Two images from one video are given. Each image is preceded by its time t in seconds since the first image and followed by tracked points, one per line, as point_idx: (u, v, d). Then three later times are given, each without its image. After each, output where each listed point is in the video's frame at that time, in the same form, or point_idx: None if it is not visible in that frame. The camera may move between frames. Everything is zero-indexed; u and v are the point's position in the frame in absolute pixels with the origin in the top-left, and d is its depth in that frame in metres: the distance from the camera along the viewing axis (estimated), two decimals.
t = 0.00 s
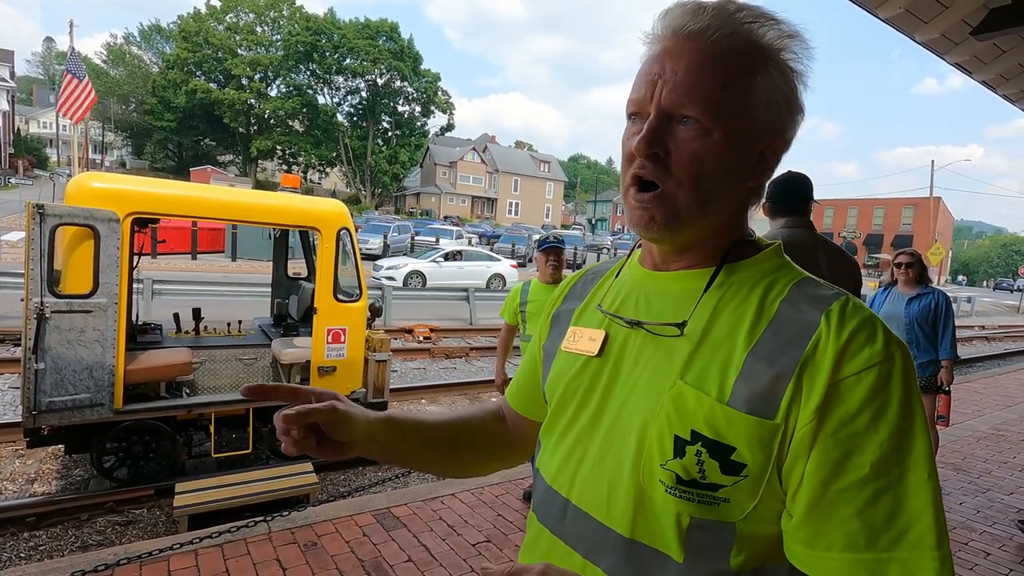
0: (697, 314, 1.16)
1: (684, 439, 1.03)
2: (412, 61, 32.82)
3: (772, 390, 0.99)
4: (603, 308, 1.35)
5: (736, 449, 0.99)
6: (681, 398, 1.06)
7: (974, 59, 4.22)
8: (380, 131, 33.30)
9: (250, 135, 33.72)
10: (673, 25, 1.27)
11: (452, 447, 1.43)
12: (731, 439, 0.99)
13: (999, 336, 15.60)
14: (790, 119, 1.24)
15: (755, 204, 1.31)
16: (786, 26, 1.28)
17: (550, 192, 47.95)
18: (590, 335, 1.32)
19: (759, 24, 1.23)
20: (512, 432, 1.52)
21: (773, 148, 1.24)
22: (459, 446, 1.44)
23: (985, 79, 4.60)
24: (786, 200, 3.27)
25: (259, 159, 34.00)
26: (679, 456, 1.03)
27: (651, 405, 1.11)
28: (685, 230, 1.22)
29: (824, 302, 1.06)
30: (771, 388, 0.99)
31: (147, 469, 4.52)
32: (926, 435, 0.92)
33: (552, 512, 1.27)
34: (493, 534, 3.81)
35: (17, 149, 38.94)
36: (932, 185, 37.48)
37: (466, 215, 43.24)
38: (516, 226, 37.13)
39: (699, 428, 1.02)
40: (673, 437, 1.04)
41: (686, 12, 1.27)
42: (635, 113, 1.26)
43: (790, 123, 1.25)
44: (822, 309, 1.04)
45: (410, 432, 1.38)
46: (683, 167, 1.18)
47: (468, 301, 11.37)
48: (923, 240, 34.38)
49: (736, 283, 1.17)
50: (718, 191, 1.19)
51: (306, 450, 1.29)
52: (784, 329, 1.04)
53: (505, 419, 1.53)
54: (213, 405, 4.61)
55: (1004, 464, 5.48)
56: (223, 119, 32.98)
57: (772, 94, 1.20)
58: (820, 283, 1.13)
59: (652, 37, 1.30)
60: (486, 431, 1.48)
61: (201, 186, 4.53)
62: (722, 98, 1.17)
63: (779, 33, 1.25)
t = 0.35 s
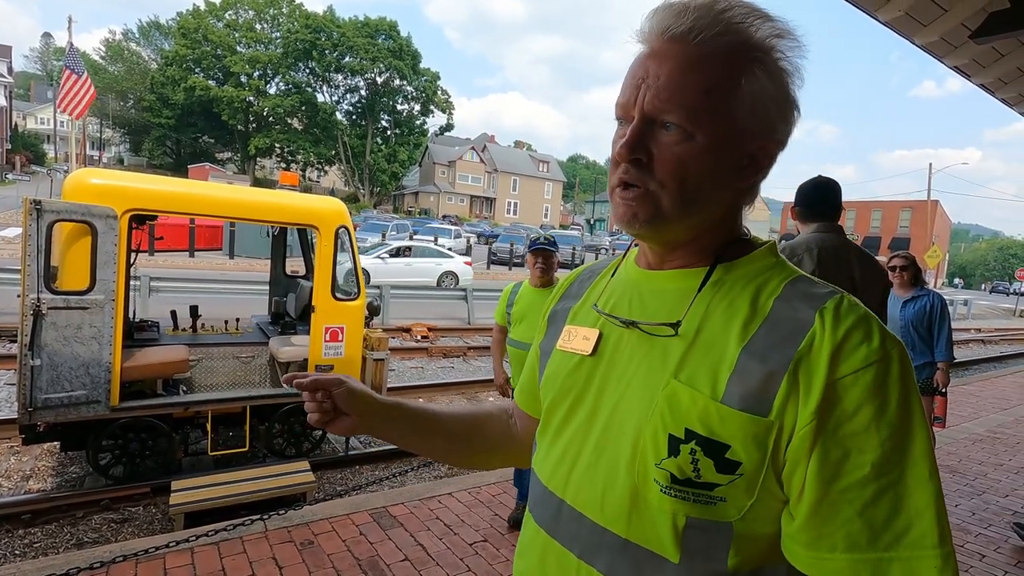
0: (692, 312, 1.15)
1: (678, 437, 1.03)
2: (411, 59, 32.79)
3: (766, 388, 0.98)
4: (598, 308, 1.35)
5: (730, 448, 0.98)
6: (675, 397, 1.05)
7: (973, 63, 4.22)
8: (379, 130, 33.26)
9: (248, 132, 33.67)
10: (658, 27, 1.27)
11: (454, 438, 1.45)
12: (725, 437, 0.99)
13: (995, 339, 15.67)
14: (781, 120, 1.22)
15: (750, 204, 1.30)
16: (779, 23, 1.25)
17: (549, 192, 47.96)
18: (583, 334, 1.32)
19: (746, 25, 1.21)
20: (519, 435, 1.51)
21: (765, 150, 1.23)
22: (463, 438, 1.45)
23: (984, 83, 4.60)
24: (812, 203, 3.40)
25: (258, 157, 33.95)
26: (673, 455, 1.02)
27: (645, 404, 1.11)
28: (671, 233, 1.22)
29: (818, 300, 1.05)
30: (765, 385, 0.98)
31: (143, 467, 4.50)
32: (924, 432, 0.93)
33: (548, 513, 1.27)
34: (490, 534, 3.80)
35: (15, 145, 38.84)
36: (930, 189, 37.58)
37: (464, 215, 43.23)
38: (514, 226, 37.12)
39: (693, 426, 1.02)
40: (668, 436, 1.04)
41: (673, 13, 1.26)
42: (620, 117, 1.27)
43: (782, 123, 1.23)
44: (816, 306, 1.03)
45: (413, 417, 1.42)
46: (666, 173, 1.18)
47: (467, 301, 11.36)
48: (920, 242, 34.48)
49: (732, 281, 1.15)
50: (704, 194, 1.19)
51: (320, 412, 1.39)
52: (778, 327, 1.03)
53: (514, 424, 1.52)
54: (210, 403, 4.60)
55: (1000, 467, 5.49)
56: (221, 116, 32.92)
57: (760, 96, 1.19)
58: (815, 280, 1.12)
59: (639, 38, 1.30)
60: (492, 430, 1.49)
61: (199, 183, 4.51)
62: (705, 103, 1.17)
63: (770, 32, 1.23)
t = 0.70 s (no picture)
0: (682, 306, 1.15)
1: (662, 431, 1.03)
2: (410, 56, 32.74)
3: (749, 382, 0.98)
4: (594, 302, 1.35)
5: (713, 441, 0.98)
6: (660, 391, 1.05)
7: (973, 60, 4.22)
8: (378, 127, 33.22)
9: (247, 130, 33.61)
10: (642, 24, 1.27)
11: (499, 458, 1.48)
12: (708, 431, 0.99)
13: (993, 336, 15.71)
14: (771, 111, 1.21)
15: (745, 196, 1.29)
16: (764, 15, 1.24)
17: (548, 189, 47.94)
18: (578, 327, 1.32)
19: (728, 19, 1.20)
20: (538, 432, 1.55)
21: (754, 143, 1.21)
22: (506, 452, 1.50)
23: (984, 80, 4.60)
24: (828, 204, 3.42)
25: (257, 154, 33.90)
26: (657, 448, 1.02)
27: (632, 397, 1.11)
28: (660, 228, 1.23)
29: (807, 294, 1.04)
30: (749, 379, 0.98)
31: (143, 465, 4.50)
32: (911, 429, 0.91)
33: (541, 505, 1.27)
34: (490, 531, 3.80)
35: (13, 143, 38.77)
36: (929, 186, 37.62)
37: (464, 212, 43.21)
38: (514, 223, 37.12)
39: (677, 420, 1.02)
40: (652, 429, 1.04)
41: (656, 9, 1.26)
42: (608, 115, 1.28)
43: (772, 115, 1.21)
44: (805, 300, 1.02)
45: (467, 461, 1.40)
46: (651, 170, 1.19)
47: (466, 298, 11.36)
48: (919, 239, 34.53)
49: (723, 276, 1.15)
50: (692, 190, 1.19)
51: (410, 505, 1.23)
52: (766, 321, 1.03)
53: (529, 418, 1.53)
54: (209, 400, 4.60)
55: (999, 464, 5.50)
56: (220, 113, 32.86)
57: (745, 89, 1.18)
58: (808, 274, 1.12)
59: (625, 35, 1.31)
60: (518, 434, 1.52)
61: (199, 181, 4.51)
62: (688, 99, 1.17)
63: (754, 25, 1.22)
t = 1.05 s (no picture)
0: (683, 310, 1.15)
1: (664, 435, 1.02)
2: (410, 56, 32.73)
3: (753, 389, 0.98)
4: (594, 303, 1.35)
5: (715, 447, 0.98)
6: (662, 395, 1.05)
7: (972, 64, 4.23)
8: (378, 127, 33.20)
9: (246, 128, 33.59)
10: (651, 21, 1.26)
11: (500, 460, 1.48)
12: (710, 436, 0.99)
13: (991, 341, 15.75)
14: (777, 115, 1.21)
15: (747, 199, 1.29)
16: (774, 17, 1.25)
17: (547, 190, 47.96)
18: (578, 328, 1.32)
19: (737, 19, 1.20)
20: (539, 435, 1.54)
21: (759, 145, 1.21)
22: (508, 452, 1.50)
23: (983, 85, 4.60)
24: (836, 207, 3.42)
25: (256, 152, 33.88)
26: (658, 452, 1.02)
27: (634, 401, 1.11)
28: (662, 228, 1.22)
29: (812, 302, 1.04)
30: (753, 386, 0.98)
31: (140, 463, 4.49)
32: (912, 438, 0.91)
33: (537, 506, 1.26)
34: (487, 532, 3.80)
35: (12, 139, 38.67)
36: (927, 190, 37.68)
37: (463, 212, 43.27)
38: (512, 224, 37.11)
39: (679, 425, 1.01)
40: (654, 433, 1.04)
41: (665, 7, 1.26)
42: (614, 112, 1.28)
43: (778, 118, 1.22)
44: (809, 307, 1.02)
45: (467, 461, 1.39)
46: (655, 167, 1.18)
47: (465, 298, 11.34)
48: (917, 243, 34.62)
49: (726, 279, 1.15)
50: (696, 189, 1.19)
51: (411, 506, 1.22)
52: (769, 327, 1.03)
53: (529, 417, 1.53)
54: (207, 399, 4.59)
55: (996, 468, 5.51)
56: (220, 111, 32.82)
57: (752, 90, 1.18)
58: (811, 281, 1.12)
59: (633, 32, 1.30)
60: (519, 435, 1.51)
61: (199, 178, 4.50)
62: (695, 97, 1.17)
63: (764, 27, 1.22)
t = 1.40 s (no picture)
0: (690, 311, 1.14)
1: (670, 436, 1.02)
2: (411, 54, 32.71)
3: (759, 389, 0.98)
4: (600, 302, 1.34)
5: (721, 448, 0.97)
6: (668, 397, 1.05)
7: (973, 66, 4.22)
8: (378, 125, 33.19)
9: (246, 126, 33.53)
10: (654, 18, 1.27)
11: (494, 469, 1.45)
12: (716, 438, 0.98)
13: (989, 343, 15.78)
14: (779, 110, 1.20)
15: (751, 195, 1.28)
16: (775, 13, 1.24)
17: (547, 190, 47.96)
18: (581, 327, 1.32)
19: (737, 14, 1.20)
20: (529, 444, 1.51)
21: (761, 141, 1.21)
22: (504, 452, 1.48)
23: (983, 87, 4.60)
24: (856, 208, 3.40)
25: (256, 150, 33.85)
26: (664, 454, 1.02)
27: (639, 400, 1.10)
28: (665, 225, 1.22)
29: (818, 300, 1.04)
30: (758, 386, 0.98)
31: (139, 460, 4.49)
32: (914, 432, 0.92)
33: (542, 507, 1.26)
34: (487, 531, 3.79)
35: (12, 136, 38.63)
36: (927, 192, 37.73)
37: (462, 211, 43.27)
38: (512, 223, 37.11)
39: (685, 426, 1.01)
40: (660, 434, 1.03)
41: (667, 5, 1.26)
42: (617, 109, 1.28)
43: (780, 114, 1.21)
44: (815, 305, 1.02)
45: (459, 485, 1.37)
46: (656, 161, 1.19)
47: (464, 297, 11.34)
48: (916, 245, 34.68)
49: (733, 280, 1.14)
50: (698, 183, 1.19)
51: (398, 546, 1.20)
52: (776, 327, 1.03)
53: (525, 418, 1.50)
54: (206, 396, 4.58)
55: (994, 469, 5.52)
56: (220, 109, 32.78)
57: (752, 84, 1.17)
58: (819, 281, 1.12)
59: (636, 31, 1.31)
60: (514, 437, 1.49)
61: (198, 176, 4.50)
62: (694, 91, 1.17)
63: (764, 22, 1.22)
